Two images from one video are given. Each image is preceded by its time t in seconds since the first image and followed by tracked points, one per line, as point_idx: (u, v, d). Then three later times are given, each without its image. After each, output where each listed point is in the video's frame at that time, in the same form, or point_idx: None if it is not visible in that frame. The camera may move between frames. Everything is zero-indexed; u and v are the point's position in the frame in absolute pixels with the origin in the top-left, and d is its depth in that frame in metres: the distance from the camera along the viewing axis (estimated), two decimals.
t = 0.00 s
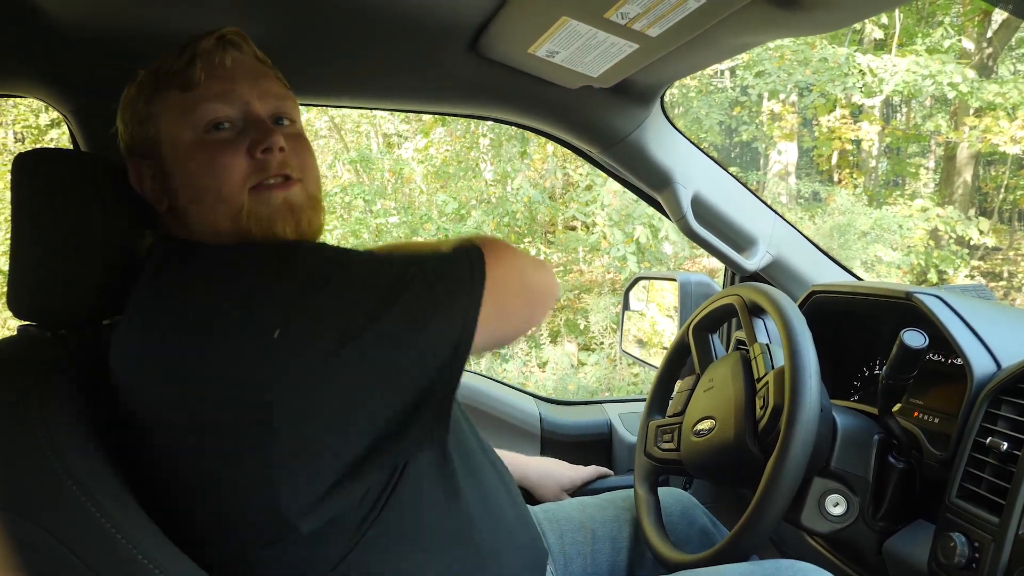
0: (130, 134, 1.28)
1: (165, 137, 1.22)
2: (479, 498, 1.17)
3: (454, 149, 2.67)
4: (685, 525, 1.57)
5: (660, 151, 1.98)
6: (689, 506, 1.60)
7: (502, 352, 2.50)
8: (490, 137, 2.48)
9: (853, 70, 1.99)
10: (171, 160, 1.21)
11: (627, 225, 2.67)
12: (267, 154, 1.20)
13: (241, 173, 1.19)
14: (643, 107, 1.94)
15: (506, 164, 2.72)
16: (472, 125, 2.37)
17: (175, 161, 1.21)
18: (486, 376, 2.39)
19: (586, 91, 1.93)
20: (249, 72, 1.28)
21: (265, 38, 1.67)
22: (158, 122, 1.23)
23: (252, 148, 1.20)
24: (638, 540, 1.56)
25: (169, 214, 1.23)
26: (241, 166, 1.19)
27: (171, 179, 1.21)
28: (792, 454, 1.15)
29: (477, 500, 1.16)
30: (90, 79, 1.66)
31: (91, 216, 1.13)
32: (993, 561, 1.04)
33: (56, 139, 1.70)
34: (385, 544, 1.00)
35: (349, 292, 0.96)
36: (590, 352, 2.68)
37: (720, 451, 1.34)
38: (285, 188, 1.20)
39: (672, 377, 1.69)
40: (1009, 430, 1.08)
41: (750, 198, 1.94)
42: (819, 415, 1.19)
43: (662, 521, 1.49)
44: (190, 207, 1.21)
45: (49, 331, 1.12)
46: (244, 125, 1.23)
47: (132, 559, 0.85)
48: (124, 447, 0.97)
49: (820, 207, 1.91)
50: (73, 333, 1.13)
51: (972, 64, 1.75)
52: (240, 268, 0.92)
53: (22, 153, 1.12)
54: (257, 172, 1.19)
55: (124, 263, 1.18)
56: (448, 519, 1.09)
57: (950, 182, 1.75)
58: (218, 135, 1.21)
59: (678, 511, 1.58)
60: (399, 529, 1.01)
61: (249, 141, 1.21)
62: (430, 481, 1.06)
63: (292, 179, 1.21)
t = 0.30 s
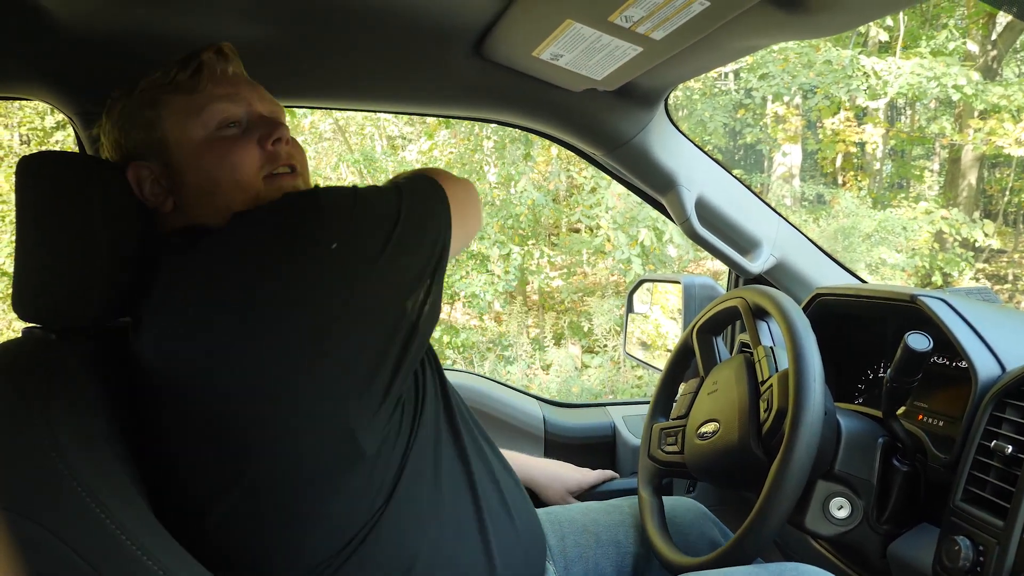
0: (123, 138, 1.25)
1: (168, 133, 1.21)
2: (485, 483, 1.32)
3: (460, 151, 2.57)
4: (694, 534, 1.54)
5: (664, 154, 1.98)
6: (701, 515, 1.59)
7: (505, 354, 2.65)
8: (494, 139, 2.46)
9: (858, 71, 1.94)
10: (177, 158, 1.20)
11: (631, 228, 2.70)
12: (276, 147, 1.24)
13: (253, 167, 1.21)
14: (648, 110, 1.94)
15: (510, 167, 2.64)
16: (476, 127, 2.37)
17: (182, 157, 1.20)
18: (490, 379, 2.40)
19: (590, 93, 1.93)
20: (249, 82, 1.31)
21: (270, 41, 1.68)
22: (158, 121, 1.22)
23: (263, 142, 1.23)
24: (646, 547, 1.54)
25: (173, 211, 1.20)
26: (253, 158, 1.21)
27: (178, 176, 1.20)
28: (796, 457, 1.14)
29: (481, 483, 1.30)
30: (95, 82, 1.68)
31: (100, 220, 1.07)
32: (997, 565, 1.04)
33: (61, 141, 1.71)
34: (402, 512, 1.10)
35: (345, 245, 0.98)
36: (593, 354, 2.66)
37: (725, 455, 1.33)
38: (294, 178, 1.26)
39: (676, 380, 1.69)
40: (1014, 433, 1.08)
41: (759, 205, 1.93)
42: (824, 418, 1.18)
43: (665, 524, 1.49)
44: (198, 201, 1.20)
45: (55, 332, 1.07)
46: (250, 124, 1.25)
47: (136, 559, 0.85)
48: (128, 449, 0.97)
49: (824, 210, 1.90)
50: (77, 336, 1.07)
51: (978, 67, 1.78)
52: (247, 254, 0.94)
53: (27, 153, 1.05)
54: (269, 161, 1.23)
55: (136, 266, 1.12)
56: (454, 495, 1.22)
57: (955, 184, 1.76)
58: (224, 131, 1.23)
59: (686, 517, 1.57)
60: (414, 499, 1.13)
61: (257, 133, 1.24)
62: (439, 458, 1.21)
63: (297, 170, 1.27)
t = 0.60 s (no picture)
0: (144, 130, 1.30)
1: (195, 130, 1.29)
2: (501, 482, 1.35)
3: (462, 154, 2.58)
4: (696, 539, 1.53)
5: (668, 156, 2.01)
6: (704, 520, 1.59)
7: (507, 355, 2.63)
8: (496, 141, 2.46)
9: (860, 72, 1.86)
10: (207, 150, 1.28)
11: (634, 230, 2.69)
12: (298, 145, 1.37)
13: (277, 163, 1.32)
14: (651, 112, 1.96)
15: (512, 168, 2.63)
16: (479, 128, 2.37)
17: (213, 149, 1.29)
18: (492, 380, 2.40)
19: (593, 94, 1.94)
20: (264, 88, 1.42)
21: (271, 42, 1.68)
22: (184, 119, 1.29)
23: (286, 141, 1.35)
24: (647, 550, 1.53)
25: (193, 204, 1.26)
26: (280, 155, 1.33)
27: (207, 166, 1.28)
28: (799, 459, 1.15)
29: (497, 483, 1.34)
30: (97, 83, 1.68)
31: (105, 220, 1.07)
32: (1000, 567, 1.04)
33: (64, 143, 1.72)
34: (418, 512, 1.15)
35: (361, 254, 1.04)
36: (595, 356, 2.67)
37: (727, 456, 1.34)
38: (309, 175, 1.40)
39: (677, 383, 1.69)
40: (1016, 435, 1.08)
41: (759, 206, 1.97)
42: (826, 420, 1.19)
43: (667, 526, 1.49)
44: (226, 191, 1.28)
45: (58, 333, 1.05)
46: (273, 124, 1.36)
47: (140, 560, 0.85)
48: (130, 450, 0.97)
49: (827, 211, 1.93)
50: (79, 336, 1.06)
51: (981, 69, 1.70)
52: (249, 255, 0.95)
53: (32, 154, 1.05)
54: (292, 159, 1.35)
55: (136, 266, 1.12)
56: (471, 495, 1.26)
57: (958, 186, 1.73)
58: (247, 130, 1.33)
59: (688, 521, 1.58)
60: (430, 499, 1.18)
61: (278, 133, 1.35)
62: (456, 461, 1.26)
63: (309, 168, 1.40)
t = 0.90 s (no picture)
0: (192, 113, 1.28)
1: (251, 120, 1.29)
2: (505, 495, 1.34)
3: (462, 154, 2.59)
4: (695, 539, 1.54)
5: (668, 157, 2.01)
6: (704, 520, 1.59)
7: (507, 356, 2.57)
8: (497, 141, 2.47)
9: (861, 74, 1.86)
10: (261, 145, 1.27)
11: (635, 230, 2.69)
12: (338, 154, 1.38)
13: (326, 168, 1.33)
14: (651, 112, 1.96)
15: (513, 169, 2.63)
16: (480, 129, 2.37)
17: (269, 146, 1.28)
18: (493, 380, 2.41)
19: (592, 95, 1.94)
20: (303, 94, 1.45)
21: (272, 43, 1.68)
22: (242, 109, 1.29)
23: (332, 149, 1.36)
24: (648, 551, 1.54)
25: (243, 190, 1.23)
26: (324, 160, 1.33)
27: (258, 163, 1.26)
28: (799, 459, 1.15)
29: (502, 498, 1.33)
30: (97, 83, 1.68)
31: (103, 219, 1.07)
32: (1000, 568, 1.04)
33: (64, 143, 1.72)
34: (432, 537, 1.13)
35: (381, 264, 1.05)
36: (595, 356, 2.69)
37: (727, 457, 1.34)
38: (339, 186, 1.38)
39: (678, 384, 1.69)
40: (1016, 436, 1.08)
41: (759, 206, 1.97)
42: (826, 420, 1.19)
43: (668, 527, 1.49)
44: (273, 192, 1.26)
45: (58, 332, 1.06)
46: (321, 131, 1.38)
47: (139, 561, 0.86)
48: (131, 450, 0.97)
49: (828, 212, 1.93)
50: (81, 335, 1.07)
51: (982, 70, 1.70)
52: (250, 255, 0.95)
53: (32, 155, 1.06)
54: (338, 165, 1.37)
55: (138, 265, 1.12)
56: (484, 523, 1.24)
57: (958, 187, 1.74)
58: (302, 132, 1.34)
59: (689, 523, 1.57)
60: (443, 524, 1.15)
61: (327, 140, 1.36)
62: (471, 488, 1.24)
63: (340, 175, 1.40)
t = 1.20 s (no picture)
0: (265, 95, 1.21)
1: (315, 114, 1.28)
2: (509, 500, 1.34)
3: (462, 155, 2.57)
4: (694, 539, 1.54)
5: (668, 158, 2.01)
6: (704, 522, 1.59)
7: (507, 357, 2.63)
8: (495, 143, 2.53)
9: (860, 75, 1.87)
10: (324, 159, 1.28)
11: (635, 231, 2.69)
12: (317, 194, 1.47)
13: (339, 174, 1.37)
14: (651, 112, 1.96)
15: (513, 171, 2.64)
16: (478, 130, 2.45)
17: (327, 160, 1.28)
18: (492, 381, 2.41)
19: (592, 96, 1.94)
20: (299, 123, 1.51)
21: (272, 43, 1.68)
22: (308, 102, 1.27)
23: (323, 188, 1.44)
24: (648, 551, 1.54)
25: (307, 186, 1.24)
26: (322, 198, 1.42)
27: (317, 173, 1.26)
28: (798, 459, 1.15)
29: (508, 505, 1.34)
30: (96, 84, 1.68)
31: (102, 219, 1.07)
32: (999, 567, 1.04)
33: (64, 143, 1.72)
34: (444, 548, 1.16)
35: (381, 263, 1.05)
36: (595, 357, 2.69)
37: (726, 457, 1.34)
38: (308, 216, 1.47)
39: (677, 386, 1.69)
40: (1016, 436, 1.08)
41: (760, 207, 1.97)
42: (826, 421, 1.19)
43: (667, 527, 1.50)
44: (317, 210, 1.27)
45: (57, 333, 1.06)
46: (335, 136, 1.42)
47: (138, 562, 0.86)
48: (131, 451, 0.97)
49: (827, 213, 1.92)
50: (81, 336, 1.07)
51: (981, 71, 1.72)
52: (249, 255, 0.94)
53: (31, 156, 1.06)
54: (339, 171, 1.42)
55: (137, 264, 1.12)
56: (493, 533, 1.26)
57: (958, 187, 1.74)
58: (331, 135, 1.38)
59: (689, 525, 1.57)
60: (454, 534, 1.18)
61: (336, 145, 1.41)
62: (483, 500, 1.26)
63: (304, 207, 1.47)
